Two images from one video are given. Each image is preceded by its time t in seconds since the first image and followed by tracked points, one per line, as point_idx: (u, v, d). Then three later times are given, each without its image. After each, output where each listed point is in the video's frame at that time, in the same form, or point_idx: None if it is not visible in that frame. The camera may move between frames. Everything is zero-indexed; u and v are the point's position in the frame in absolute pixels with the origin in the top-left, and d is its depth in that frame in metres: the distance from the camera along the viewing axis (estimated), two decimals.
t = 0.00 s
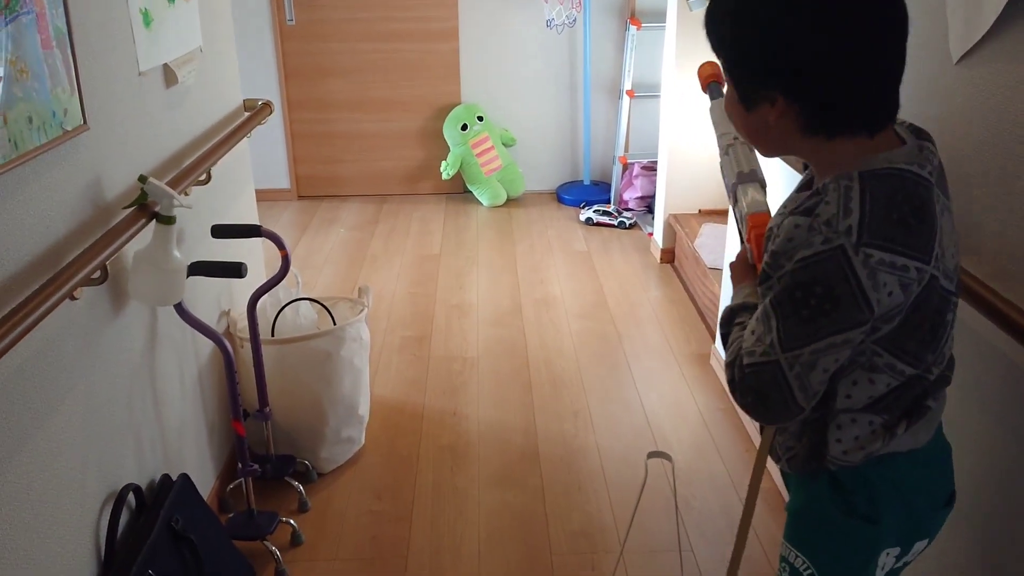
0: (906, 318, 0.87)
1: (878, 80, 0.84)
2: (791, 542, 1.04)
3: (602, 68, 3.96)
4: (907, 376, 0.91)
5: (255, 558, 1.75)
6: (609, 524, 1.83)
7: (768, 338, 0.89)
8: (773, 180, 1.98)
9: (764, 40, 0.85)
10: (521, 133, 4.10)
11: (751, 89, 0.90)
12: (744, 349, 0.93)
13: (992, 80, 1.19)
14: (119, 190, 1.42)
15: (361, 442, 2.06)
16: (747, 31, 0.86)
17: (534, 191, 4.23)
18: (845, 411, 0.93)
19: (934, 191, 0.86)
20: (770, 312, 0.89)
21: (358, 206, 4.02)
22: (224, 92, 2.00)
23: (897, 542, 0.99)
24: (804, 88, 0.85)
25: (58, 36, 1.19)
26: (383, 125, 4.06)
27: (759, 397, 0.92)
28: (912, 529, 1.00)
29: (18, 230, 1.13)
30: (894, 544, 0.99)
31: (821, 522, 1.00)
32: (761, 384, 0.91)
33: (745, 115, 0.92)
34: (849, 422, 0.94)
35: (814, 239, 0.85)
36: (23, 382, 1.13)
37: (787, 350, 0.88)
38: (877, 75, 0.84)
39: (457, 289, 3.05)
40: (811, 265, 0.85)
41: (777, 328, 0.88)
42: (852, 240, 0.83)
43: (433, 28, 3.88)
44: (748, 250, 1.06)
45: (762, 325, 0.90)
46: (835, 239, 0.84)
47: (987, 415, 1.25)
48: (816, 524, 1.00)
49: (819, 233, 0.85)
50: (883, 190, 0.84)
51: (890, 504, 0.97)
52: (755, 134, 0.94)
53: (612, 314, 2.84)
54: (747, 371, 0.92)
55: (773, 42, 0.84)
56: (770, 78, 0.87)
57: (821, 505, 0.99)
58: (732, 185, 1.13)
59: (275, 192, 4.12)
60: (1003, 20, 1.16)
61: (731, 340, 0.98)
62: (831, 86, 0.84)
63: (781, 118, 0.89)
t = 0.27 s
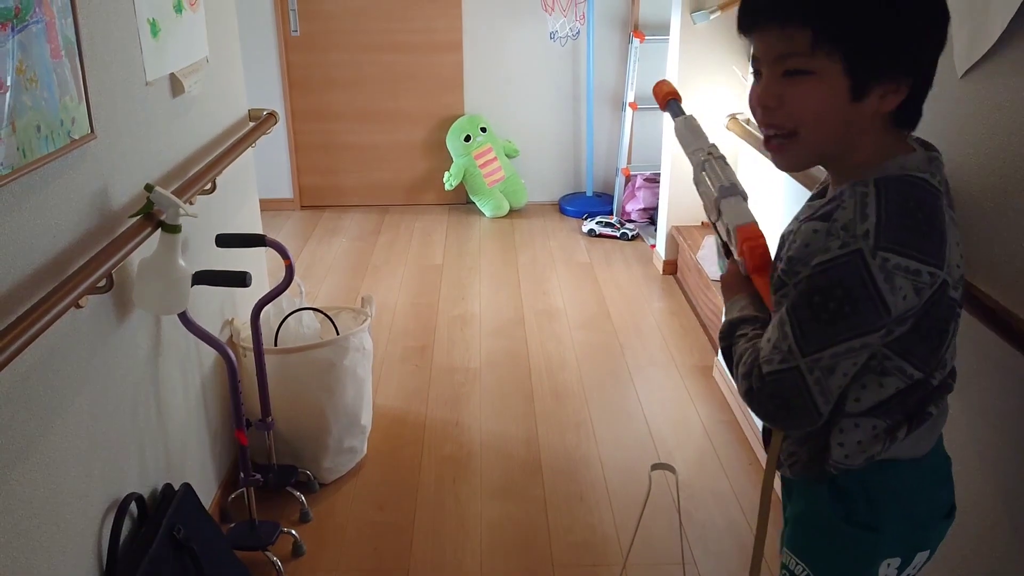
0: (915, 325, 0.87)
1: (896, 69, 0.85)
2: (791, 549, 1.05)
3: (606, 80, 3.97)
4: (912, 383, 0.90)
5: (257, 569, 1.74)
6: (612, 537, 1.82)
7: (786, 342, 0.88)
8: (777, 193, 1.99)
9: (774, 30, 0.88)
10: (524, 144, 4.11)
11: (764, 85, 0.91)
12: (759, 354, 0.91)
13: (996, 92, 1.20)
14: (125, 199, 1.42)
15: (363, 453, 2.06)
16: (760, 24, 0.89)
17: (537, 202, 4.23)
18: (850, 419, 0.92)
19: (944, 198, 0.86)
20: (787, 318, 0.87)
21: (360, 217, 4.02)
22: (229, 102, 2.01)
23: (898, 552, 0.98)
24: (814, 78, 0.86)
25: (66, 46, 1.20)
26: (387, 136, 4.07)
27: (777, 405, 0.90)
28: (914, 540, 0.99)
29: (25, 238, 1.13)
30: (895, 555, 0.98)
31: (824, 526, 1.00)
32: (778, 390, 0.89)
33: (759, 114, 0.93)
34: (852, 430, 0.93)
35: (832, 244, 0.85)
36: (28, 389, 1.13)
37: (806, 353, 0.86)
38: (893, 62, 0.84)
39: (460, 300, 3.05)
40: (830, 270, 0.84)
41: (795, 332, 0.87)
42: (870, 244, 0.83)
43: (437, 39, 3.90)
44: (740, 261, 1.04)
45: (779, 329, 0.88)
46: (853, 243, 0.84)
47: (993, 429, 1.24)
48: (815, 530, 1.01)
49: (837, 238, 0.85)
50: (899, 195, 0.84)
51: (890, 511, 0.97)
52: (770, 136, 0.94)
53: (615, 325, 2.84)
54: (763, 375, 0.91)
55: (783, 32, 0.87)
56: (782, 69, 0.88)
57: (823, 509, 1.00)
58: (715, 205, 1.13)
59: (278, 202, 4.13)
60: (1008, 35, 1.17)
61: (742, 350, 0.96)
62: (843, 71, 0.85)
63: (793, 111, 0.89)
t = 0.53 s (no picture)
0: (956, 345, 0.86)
1: (915, 81, 0.83)
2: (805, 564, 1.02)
3: (604, 92, 3.99)
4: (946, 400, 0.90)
5: None
6: (610, 549, 1.81)
7: (850, 388, 0.81)
8: (773, 205, 1.99)
9: (788, 52, 0.86)
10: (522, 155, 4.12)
11: (782, 107, 0.89)
12: (813, 408, 0.84)
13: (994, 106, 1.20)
14: (123, 210, 1.42)
15: (360, 464, 2.05)
16: (773, 47, 0.88)
17: (535, 213, 4.24)
18: (889, 447, 0.89)
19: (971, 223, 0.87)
20: (843, 360, 0.82)
21: (358, 227, 4.03)
22: (228, 113, 2.01)
23: (917, 563, 0.99)
24: (835, 97, 0.85)
25: (66, 58, 1.20)
26: (385, 147, 4.08)
27: (834, 450, 0.84)
28: (930, 550, 1.00)
29: (23, 249, 1.13)
30: (914, 565, 0.99)
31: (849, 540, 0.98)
32: (844, 437, 0.83)
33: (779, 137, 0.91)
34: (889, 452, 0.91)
35: (887, 279, 0.81)
36: (24, 401, 1.12)
37: (873, 395, 0.82)
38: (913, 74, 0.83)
39: (457, 310, 3.05)
40: (888, 307, 0.80)
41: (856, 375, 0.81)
42: (924, 277, 0.81)
43: (435, 51, 3.91)
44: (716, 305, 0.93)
45: (837, 377, 0.82)
46: (909, 277, 0.81)
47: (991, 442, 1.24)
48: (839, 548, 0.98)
49: (891, 272, 0.81)
50: (936, 222, 0.83)
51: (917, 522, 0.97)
52: (794, 158, 0.92)
53: (613, 336, 2.84)
54: (824, 425, 0.84)
55: (798, 53, 0.85)
56: (800, 92, 0.87)
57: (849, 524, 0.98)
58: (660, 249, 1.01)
59: (276, 212, 4.13)
60: (1004, 50, 1.17)
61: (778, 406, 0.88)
62: (863, 88, 0.83)
63: (816, 132, 0.87)
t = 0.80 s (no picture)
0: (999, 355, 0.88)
1: (931, 104, 0.83)
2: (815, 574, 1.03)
3: (595, 102, 4.01)
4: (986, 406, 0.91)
5: None
6: (601, 558, 1.82)
7: (927, 410, 0.80)
8: (763, 215, 2.00)
9: (807, 72, 0.87)
10: (515, 165, 4.14)
11: (801, 125, 0.90)
12: (887, 433, 0.81)
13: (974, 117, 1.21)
14: (115, 221, 1.42)
15: (351, 473, 2.06)
16: (795, 66, 0.88)
17: (528, 222, 4.25)
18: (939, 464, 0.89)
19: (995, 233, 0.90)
20: (916, 381, 0.80)
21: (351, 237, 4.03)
22: (220, 123, 2.02)
23: (920, 559, 1.02)
24: (850, 119, 0.85)
25: (58, 70, 1.21)
26: (378, 156, 4.09)
27: (907, 469, 0.82)
28: (931, 543, 1.03)
29: (14, 260, 1.13)
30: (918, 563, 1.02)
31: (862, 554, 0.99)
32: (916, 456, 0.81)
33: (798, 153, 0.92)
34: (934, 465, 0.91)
35: (949, 297, 0.80)
36: (15, 410, 1.13)
37: (945, 410, 0.81)
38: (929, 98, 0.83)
39: (450, 320, 3.05)
40: (953, 325, 0.80)
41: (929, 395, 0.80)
42: (983, 293, 0.81)
43: (428, 61, 3.93)
44: (723, 363, 0.85)
45: (913, 399, 0.80)
46: (970, 294, 0.81)
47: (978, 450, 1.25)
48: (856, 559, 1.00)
49: (954, 291, 0.81)
50: (979, 237, 0.85)
51: (926, 531, 1.00)
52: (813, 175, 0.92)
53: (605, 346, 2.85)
54: (899, 449, 0.81)
55: (816, 74, 0.86)
56: (817, 111, 0.87)
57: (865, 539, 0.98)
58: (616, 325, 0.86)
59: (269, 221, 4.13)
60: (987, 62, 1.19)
61: (843, 436, 0.82)
62: (880, 107, 0.83)
63: (830, 153, 0.87)
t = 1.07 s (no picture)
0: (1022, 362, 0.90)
1: (946, 126, 0.81)
2: None
3: (586, 110, 4.04)
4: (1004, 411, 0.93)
5: None
6: (587, 562, 1.84)
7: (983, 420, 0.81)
8: (748, 223, 2.03)
9: (822, 105, 0.83)
10: (505, 172, 4.16)
11: (818, 160, 0.85)
12: (948, 448, 0.80)
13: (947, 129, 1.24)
14: (108, 227, 1.43)
15: (341, 479, 2.07)
16: (807, 98, 0.84)
17: (518, 229, 4.27)
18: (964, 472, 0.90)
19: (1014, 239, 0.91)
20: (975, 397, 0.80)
21: (341, 243, 4.04)
22: (212, 130, 2.03)
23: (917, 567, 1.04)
24: (875, 149, 0.81)
25: (54, 77, 1.22)
26: (369, 163, 4.11)
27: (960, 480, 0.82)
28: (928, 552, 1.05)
29: (9, 265, 1.14)
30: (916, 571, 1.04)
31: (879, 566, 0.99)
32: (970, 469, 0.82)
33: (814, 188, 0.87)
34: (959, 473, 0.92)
35: (1005, 311, 0.80)
36: (9, 413, 1.14)
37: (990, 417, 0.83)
38: (946, 120, 0.81)
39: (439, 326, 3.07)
40: (1005, 338, 0.80)
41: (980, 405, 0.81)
42: None
43: (420, 68, 3.95)
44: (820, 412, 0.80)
45: (973, 411, 0.80)
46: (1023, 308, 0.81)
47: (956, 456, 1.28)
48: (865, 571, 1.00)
49: (1009, 305, 0.80)
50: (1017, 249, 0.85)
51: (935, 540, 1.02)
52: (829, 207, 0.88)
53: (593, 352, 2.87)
54: (957, 462, 0.81)
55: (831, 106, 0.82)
56: (836, 146, 0.83)
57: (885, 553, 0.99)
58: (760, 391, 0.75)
59: (259, 227, 4.14)
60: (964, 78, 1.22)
61: (908, 454, 0.80)
62: (900, 134, 0.80)
63: (855, 186, 0.83)
